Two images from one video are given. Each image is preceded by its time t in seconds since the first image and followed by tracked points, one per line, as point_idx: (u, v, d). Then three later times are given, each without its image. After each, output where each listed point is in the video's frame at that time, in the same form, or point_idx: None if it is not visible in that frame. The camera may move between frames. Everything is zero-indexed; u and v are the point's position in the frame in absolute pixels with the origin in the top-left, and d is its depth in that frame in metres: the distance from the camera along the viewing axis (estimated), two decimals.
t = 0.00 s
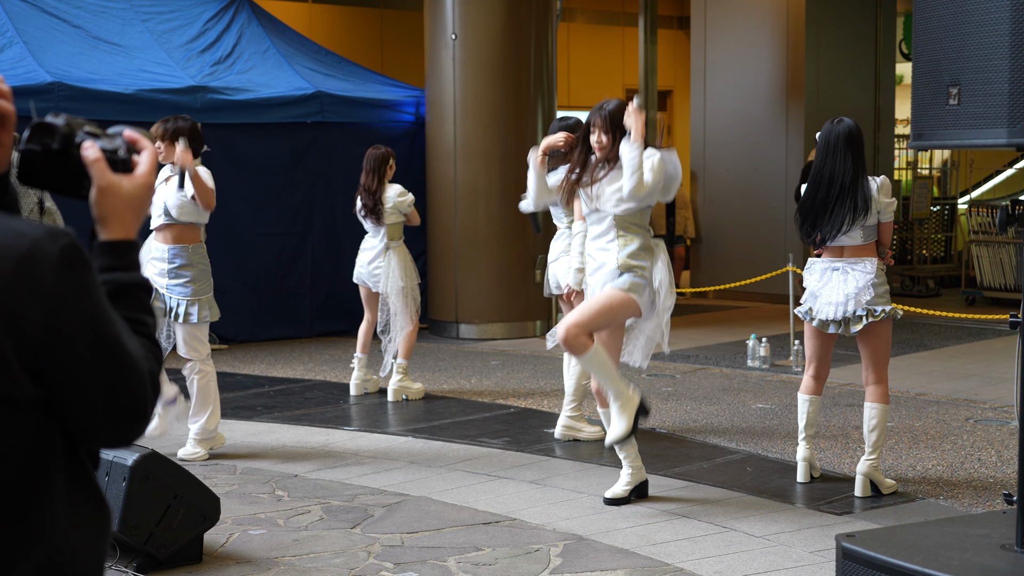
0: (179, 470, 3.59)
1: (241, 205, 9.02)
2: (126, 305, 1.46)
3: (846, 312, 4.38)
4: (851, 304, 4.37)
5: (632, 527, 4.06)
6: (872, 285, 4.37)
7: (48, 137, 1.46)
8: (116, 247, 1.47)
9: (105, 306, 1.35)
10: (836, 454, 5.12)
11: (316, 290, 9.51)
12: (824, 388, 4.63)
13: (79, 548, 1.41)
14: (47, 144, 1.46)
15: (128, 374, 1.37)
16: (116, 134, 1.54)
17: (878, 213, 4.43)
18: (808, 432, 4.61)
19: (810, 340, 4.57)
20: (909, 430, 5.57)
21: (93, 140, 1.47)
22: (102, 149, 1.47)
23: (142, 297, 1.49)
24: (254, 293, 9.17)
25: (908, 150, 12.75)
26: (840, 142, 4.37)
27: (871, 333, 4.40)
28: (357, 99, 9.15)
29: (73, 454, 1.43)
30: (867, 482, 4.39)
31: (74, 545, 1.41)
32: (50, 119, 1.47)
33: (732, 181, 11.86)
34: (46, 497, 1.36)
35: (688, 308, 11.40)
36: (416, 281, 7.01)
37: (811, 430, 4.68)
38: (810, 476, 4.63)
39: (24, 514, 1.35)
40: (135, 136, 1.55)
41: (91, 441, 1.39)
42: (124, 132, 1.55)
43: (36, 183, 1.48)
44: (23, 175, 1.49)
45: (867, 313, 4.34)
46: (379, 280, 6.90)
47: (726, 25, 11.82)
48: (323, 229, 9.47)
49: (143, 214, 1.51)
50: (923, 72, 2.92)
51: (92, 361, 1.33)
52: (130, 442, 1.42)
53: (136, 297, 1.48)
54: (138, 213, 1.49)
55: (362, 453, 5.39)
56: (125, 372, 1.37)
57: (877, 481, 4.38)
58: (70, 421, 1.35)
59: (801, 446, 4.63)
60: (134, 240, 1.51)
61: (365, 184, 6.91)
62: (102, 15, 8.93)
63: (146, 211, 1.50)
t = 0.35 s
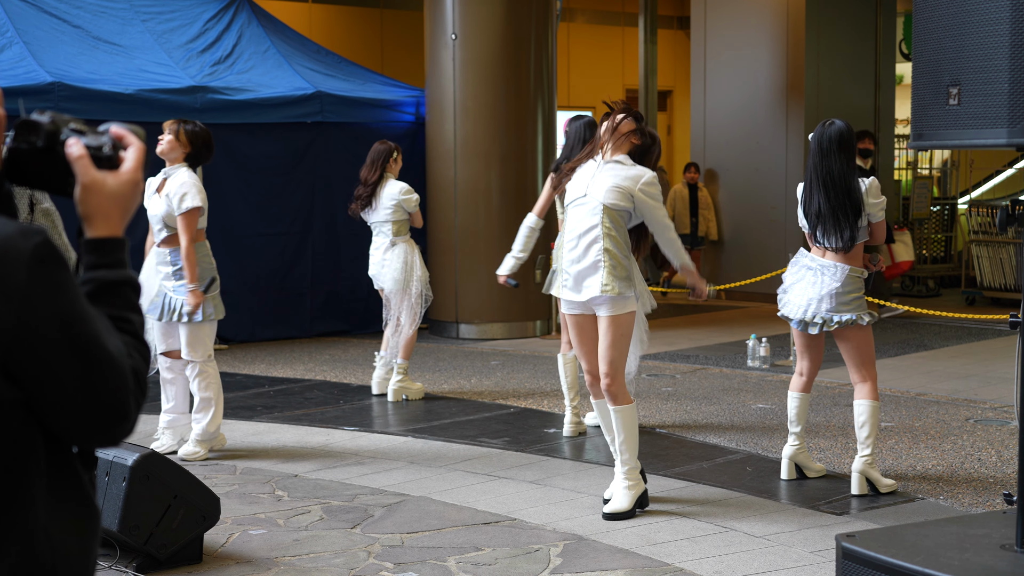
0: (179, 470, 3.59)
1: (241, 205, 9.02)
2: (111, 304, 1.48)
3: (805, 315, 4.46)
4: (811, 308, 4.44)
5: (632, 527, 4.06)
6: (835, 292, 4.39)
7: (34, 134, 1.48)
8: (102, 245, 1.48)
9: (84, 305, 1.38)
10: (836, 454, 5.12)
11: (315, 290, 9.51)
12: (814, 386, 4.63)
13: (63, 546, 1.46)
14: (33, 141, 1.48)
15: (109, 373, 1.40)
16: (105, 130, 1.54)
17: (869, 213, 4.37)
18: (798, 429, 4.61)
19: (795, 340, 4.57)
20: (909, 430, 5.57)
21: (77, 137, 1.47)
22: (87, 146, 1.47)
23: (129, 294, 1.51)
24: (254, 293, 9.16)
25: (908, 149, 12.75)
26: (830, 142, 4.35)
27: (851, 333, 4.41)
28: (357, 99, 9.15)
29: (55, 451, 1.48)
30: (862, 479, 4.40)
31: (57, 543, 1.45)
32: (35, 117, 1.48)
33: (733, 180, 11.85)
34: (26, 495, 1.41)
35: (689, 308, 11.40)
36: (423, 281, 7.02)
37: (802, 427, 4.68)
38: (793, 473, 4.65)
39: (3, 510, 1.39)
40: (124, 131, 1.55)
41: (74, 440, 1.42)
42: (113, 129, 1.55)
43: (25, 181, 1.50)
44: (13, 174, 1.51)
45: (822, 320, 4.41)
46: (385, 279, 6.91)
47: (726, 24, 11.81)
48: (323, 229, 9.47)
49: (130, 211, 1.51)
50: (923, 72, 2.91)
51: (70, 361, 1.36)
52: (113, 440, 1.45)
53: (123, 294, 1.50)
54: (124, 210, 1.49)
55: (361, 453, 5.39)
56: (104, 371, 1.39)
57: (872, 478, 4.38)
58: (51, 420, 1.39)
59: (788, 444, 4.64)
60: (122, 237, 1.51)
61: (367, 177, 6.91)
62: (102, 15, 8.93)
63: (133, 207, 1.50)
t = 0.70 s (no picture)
0: (179, 470, 3.59)
1: (241, 205, 9.02)
2: (103, 302, 1.51)
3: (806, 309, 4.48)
4: (814, 301, 4.45)
5: (632, 527, 4.06)
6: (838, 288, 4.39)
7: (24, 132, 1.48)
8: (92, 242, 1.50)
9: (70, 305, 1.40)
10: (835, 454, 5.12)
11: (316, 290, 9.51)
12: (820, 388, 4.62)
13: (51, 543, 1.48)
14: (24, 139, 1.49)
15: (96, 370, 1.42)
16: (96, 129, 1.55)
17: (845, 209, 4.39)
18: (800, 429, 4.61)
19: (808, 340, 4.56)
20: (909, 430, 5.57)
21: (67, 135, 1.48)
22: (77, 143, 1.48)
23: (120, 292, 1.53)
24: (254, 293, 9.16)
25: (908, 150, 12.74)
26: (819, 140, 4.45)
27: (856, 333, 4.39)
28: (357, 99, 9.15)
29: (47, 451, 1.50)
30: (871, 479, 4.42)
31: (45, 540, 1.47)
32: (26, 115, 1.48)
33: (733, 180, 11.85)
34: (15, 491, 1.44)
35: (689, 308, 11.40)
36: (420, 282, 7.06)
37: (805, 428, 4.67)
38: (794, 473, 4.66)
39: None
40: (115, 128, 1.56)
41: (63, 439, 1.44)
42: (104, 126, 1.56)
43: (15, 180, 1.51)
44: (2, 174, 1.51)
45: (820, 312, 4.42)
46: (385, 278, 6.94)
47: (725, 25, 11.82)
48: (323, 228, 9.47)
49: (121, 209, 1.52)
50: (923, 72, 2.92)
51: (55, 358, 1.38)
52: (103, 439, 1.47)
53: (115, 292, 1.52)
54: (115, 208, 1.51)
55: (362, 453, 5.39)
56: (91, 369, 1.41)
57: (880, 478, 4.40)
58: (39, 418, 1.41)
59: (789, 445, 4.64)
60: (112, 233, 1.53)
61: (365, 179, 6.86)
62: (102, 15, 8.92)
63: (124, 205, 1.52)
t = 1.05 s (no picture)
0: (179, 471, 3.59)
1: (241, 205, 9.02)
2: (100, 303, 1.53)
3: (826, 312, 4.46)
4: (834, 302, 4.43)
5: (632, 527, 4.06)
6: (857, 286, 4.37)
7: (22, 134, 1.48)
8: (89, 243, 1.51)
9: (66, 306, 1.43)
10: (835, 454, 5.12)
11: (315, 290, 9.50)
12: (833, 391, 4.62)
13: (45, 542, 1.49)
14: (20, 141, 1.48)
15: (92, 371, 1.44)
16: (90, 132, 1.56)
17: (853, 208, 4.41)
18: (810, 430, 4.62)
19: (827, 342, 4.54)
20: (909, 430, 5.57)
21: (65, 137, 1.49)
22: (75, 145, 1.49)
23: (117, 295, 1.55)
24: (254, 292, 9.16)
25: (908, 149, 12.73)
26: (831, 144, 4.53)
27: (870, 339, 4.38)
28: (357, 99, 9.16)
29: (43, 450, 1.52)
30: (872, 480, 4.42)
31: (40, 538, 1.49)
32: (23, 117, 1.47)
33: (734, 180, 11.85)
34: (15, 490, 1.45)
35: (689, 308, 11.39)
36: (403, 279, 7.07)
37: (815, 430, 4.68)
38: (807, 475, 4.63)
39: None
40: (110, 132, 1.57)
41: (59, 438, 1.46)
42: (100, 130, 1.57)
43: (12, 182, 1.51)
44: None
45: (839, 313, 4.40)
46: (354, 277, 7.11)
47: (725, 25, 11.82)
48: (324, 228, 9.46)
49: (117, 211, 1.54)
50: (923, 73, 2.92)
51: (50, 359, 1.41)
52: (99, 439, 1.49)
53: (111, 294, 1.54)
54: (112, 210, 1.52)
55: (362, 453, 5.39)
56: (86, 370, 1.43)
57: (881, 478, 4.40)
58: (34, 417, 1.44)
59: (799, 445, 4.64)
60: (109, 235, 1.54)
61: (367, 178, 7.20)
62: (102, 15, 8.92)
63: (120, 207, 1.53)
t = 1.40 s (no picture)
0: (179, 471, 3.59)
1: (241, 205, 9.02)
2: (97, 302, 1.53)
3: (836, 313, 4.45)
4: (844, 303, 4.42)
5: (632, 527, 4.06)
6: (868, 288, 4.38)
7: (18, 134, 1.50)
8: (86, 242, 1.52)
9: (65, 306, 1.43)
10: (836, 454, 5.12)
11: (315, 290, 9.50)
12: (836, 393, 4.63)
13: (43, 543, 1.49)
14: (18, 140, 1.50)
15: (89, 370, 1.44)
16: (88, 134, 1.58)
17: (858, 212, 4.40)
18: (812, 432, 4.62)
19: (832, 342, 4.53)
20: (909, 430, 5.57)
21: (62, 136, 1.51)
22: (72, 145, 1.51)
23: (114, 293, 1.55)
24: (254, 293, 9.16)
25: (908, 149, 12.73)
26: (840, 148, 4.49)
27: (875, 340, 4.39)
28: (357, 99, 9.16)
29: (40, 450, 1.52)
30: (872, 480, 4.42)
31: (37, 541, 1.48)
32: (21, 118, 1.51)
33: (733, 180, 11.84)
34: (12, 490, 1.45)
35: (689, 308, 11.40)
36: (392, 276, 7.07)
37: (817, 431, 4.68)
38: (812, 476, 4.62)
39: None
40: (107, 134, 1.59)
41: (57, 438, 1.46)
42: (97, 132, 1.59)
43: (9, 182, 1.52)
44: None
45: (850, 313, 4.39)
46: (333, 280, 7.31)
47: (725, 25, 11.82)
48: (324, 228, 9.46)
49: (114, 210, 1.55)
50: (923, 73, 2.92)
51: (47, 359, 1.41)
52: (98, 438, 1.49)
53: (109, 293, 1.54)
54: (107, 210, 1.53)
55: (362, 453, 5.39)
56: (84, 369, 1.43)
57: (881, 479, 4.40)
58: (32, 417, 1.44)
59: (802, 447, 4.63)
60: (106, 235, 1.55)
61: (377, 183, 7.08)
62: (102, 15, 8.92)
63: (117, 206, 1.55)
